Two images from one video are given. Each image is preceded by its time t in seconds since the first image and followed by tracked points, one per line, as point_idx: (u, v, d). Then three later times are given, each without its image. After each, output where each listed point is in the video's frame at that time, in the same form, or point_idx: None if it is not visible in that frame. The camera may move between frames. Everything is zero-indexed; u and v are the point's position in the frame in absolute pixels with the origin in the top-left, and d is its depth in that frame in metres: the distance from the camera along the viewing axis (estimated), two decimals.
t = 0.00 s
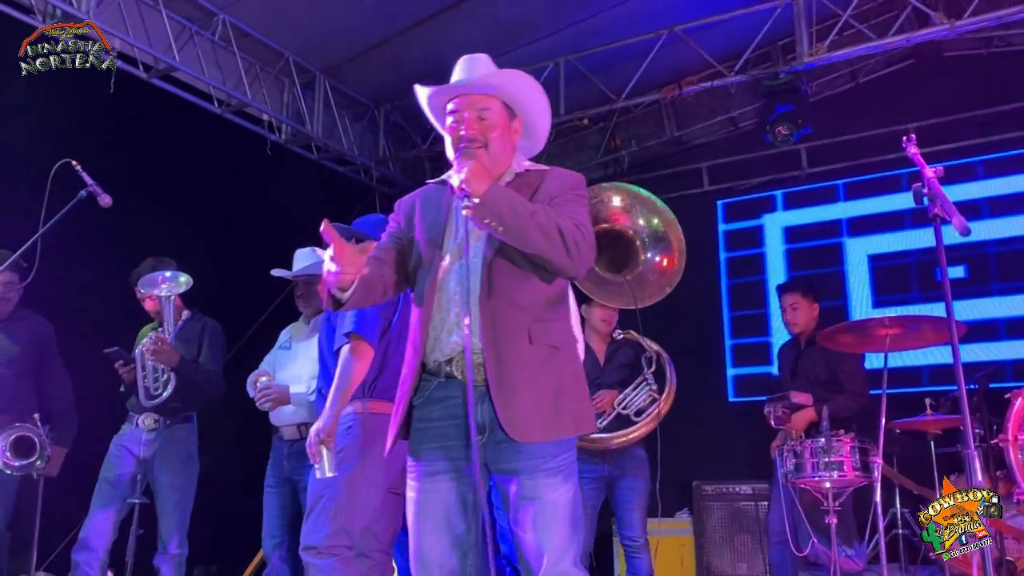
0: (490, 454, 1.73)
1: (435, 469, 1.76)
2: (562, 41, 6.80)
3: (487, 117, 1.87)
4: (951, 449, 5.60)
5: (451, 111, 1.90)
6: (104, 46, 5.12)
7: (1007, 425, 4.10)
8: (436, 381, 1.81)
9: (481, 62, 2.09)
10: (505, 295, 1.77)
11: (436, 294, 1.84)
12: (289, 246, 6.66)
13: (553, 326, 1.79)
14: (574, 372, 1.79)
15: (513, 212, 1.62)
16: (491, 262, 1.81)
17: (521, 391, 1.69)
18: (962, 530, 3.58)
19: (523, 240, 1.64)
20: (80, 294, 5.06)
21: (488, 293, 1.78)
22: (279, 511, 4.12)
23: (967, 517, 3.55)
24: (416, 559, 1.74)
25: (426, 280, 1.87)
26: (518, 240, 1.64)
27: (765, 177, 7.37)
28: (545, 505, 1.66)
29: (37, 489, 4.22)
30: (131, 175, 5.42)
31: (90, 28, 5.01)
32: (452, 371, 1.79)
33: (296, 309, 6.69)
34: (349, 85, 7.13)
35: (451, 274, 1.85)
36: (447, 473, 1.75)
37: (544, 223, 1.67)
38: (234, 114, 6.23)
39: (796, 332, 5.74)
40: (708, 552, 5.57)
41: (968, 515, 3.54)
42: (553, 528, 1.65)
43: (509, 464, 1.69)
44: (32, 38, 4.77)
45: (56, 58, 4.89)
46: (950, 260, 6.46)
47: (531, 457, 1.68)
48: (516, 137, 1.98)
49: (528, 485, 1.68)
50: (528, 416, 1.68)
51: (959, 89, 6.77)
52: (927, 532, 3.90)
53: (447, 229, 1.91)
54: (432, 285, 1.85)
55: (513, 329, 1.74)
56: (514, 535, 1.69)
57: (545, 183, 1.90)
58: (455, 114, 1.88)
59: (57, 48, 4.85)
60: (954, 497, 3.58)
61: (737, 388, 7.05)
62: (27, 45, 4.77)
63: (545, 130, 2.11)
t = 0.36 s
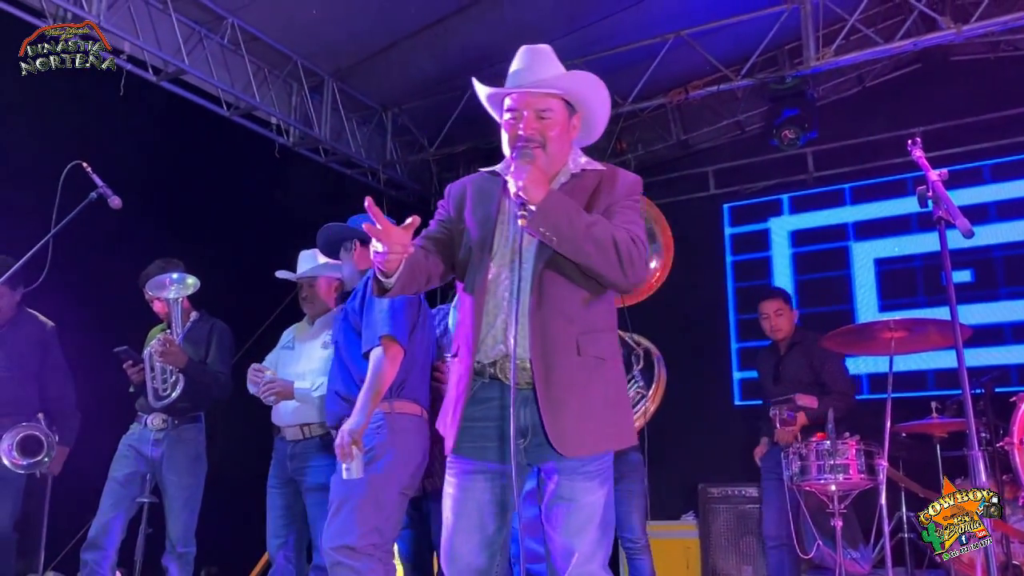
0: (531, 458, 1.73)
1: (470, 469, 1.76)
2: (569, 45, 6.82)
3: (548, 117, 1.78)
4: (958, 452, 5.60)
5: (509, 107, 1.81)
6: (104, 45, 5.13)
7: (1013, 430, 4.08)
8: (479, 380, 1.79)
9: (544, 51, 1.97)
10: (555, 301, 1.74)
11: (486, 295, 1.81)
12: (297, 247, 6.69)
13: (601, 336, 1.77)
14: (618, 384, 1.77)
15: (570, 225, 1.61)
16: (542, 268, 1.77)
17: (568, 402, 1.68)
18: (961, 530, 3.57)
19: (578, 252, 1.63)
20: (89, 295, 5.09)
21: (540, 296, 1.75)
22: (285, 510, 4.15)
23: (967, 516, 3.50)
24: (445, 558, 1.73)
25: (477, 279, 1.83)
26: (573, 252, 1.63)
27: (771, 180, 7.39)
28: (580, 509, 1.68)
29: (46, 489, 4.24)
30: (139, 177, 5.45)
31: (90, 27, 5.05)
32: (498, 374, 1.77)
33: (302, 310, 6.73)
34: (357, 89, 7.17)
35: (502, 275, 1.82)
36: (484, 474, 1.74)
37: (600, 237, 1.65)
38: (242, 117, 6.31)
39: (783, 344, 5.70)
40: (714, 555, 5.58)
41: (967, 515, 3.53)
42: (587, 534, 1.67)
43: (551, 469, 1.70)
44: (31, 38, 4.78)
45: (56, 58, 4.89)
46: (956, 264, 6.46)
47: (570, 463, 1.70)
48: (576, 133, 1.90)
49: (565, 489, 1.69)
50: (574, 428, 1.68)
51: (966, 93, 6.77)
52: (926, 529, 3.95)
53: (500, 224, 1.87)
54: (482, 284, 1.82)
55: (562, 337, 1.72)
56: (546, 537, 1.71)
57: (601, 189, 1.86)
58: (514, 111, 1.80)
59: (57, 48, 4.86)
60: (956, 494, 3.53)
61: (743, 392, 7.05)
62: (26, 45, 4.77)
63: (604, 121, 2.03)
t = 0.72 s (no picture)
0: (551, 461, 1.74)
1: (487, 469, 1.75)
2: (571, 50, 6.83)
3: (581, 117, 1.83)
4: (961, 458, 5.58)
5: (542, 105, 1.85)
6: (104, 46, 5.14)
7: (1016, 434, 4.07)
8: (502, 381, 1.78)
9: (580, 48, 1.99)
10: (580, 308, 1.76)
11: (512, 297, 1.82)
12: (299, 251, 6.69)
13: (626, 343, 1.78)
14: (641, 393, 1.77)
15: (598, 232, 1.66)
16: (568, 276, 1.79)
17: (591, 410, 1.69)
18: (962, 530, 3.56)
19: (605, 259, 1.67)
20: (90, 299, 5.10)
21: (566, 301, 1.76)
22: (284, 514, 4.14)
23: (968, 517, 3.47)
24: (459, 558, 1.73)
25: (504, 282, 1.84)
26: (600, 259, 1.67)
27: (775, 185, 7.38)
28: (596, 513, 1.69)
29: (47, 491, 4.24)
30: (142, 180, 5.46)
31: (91, 28, 5.06)
32: (520, 376, 1.77)
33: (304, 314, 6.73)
34: (360, 93, 7.17)
35: (528, 278, 1.83)
36: (502, 475, 1.73)
37: (629, 245, 1.68)
38: (246, 121, 6.33)
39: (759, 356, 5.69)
40: (716, 559, 5.56)
41: (968, 516, 3.52)
42: (602, 539, 1.68)
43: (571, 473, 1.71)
44: (31, 39, 4.79)
45: (56, 58, 4.90)
46: (959, 269, 6.45)
47: (589, 468, 1.71)
48: (608, 132, 1.93)
49: (581, 493, 1.70)
50: (598, 436, 1.69)
51: (970, 97, 6.77)
52: (927, 532, 3.90)
53: (528, 226, 1.88)
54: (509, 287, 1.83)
55: (587, 344, 1.73)
56: (562, 541, 1.71)
57: (631, 191, 1.88)
58: (546, 111, 1.84)
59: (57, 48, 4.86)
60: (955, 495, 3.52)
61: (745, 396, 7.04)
62: (26, 45, 4.78)
63: (637, 121, 2.07)
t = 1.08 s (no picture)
0: (551, 462, 1.74)
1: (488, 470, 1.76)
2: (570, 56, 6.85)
3: (582, 118, 1.85)
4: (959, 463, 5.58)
5: (543, 108, 1.87)
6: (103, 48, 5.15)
7: (1012, 439, 4.08)
8: (503, 384, 1.80)
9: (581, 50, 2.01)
10: (579, 309, 1.76)
11: (514, 299, 1.84)
12: (297, 255, 6.70)
13: (626, 344, 1.78)
14: (642, 394, 1.77)
15: (596, 228, 1.67)
16: (569, 278, 1.79)
17: (591, 410, 1.69)
18: (962, 530, 3.63)
19: (603, 257, 1.67)
20: (88, 302, 5.10)
21: (568, 302, 1.77)
22: (282, 517, 4.14)
23: (967, 516, 3.57)
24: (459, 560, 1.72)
25: (504, 286, 1.86)
26: (599, 257, 1.67)
27: (773, 190, 7.39)
28: (597, 518, 1.69)
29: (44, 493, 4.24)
30: (141, 183, 5.47)
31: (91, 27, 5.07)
32: (521, 377, 1.78)
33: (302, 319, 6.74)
34: (359, 98, 7.18)
35: (528, 281, 1.85)
36: (502, 478, 1.74)
37: (628, 241, 1.69)
38: (246, 126, 6.35)
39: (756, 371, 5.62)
40: (715, 565, 5.55)
41: (969, 515, 3.53)
42: (603, 544, 1.68)
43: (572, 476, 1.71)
44: (31, 39, 4.81)
45: (56, 58, 4.93)
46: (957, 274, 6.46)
47: (590, 472, 1.71)
48: (609, 133, 1.95)
49: (581, 498, 1.70)
50: (596, 437, 1.69)
51: (968, 103, 6.78)
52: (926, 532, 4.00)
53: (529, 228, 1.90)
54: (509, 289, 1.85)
55: (588, 343, 1.73)
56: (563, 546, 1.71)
57: (631, 190, 1.88)
58: (546, 112, 1.87)
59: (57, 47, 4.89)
60: (955, 496, 3.62)
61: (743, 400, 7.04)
62: (26, 45, 4.80)
63: (639, 123, 2.08)
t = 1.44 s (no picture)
0: (545, 464, 1.75)
1: (484, 474, 1.79)
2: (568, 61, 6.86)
3: (565, 124, 1.88)
4: (956, 468, 5.59)
5: (528, 118, 1.92)
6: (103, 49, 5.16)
7: (1009, 443, 4.10)
8: (497, 389, 1.83)
9: (559, 62, 2.05)
10: (569, 310, 1.77)
11: (505, 306, 1.88)
12: (296, 259, 6.70)
13: (620, 344, 1.78)
14: (636, 393, 1.77)
15: (579, 228, 1.68)
16: (558, 279, 1.80)
17: (580, 409, 1.70)
18: (962, 530, 3.57)
19: (588, 255, 1.68)
20: (87, 307, 5.10)
21: (558, 304, 1.78)
22: (281, 521, 4.14)
23: (966, 517, 3.53)
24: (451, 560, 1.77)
25: (493, 294, 1.90)
26: (583, 255, 1.68)
27: (772, 195, 7.39)
28: (591, 523, 1.69)
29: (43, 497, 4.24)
30: (140, 186, 5.48)
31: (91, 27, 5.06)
32: (515, 382, 1.81)
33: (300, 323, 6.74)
34: (358, 102, 7.19)
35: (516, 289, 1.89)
36: (498, 484, 1.77)
37: (612, 238, 1.69)
38: (245, 130, 6.36)
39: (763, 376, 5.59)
40: (713, 570, 5.55)
41: (968, 515, 3.53)
42: (598, 548, 1.67)
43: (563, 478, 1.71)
44: (30, 39, 4.82)
45: (56, 58, 4.94)
46: (954, 279, 6.47)
47: (584, 474, 1.71)
48: (594, 138, 1.98)
49: (575, 502, 1.70)
50: (587, 436, 1.69)
51: (965, 108, 6.80)
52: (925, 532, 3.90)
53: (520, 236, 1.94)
54: (501, 297, 1.89)
55: (578, 344, 1.74)
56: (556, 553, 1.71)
57: (617, 193, 1.89)
58: (530, 122, 1.90)
59: (57, 47, 4.90)
60: (955, 496, 3.53)
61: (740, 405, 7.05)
62: (27, 45, 4.82)
63: (623, 127, 2.11)
